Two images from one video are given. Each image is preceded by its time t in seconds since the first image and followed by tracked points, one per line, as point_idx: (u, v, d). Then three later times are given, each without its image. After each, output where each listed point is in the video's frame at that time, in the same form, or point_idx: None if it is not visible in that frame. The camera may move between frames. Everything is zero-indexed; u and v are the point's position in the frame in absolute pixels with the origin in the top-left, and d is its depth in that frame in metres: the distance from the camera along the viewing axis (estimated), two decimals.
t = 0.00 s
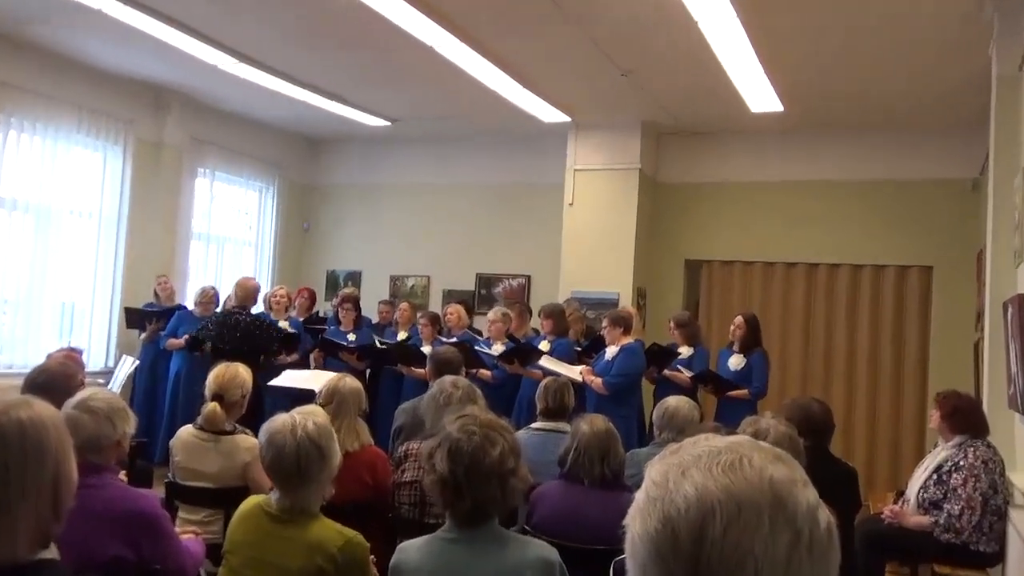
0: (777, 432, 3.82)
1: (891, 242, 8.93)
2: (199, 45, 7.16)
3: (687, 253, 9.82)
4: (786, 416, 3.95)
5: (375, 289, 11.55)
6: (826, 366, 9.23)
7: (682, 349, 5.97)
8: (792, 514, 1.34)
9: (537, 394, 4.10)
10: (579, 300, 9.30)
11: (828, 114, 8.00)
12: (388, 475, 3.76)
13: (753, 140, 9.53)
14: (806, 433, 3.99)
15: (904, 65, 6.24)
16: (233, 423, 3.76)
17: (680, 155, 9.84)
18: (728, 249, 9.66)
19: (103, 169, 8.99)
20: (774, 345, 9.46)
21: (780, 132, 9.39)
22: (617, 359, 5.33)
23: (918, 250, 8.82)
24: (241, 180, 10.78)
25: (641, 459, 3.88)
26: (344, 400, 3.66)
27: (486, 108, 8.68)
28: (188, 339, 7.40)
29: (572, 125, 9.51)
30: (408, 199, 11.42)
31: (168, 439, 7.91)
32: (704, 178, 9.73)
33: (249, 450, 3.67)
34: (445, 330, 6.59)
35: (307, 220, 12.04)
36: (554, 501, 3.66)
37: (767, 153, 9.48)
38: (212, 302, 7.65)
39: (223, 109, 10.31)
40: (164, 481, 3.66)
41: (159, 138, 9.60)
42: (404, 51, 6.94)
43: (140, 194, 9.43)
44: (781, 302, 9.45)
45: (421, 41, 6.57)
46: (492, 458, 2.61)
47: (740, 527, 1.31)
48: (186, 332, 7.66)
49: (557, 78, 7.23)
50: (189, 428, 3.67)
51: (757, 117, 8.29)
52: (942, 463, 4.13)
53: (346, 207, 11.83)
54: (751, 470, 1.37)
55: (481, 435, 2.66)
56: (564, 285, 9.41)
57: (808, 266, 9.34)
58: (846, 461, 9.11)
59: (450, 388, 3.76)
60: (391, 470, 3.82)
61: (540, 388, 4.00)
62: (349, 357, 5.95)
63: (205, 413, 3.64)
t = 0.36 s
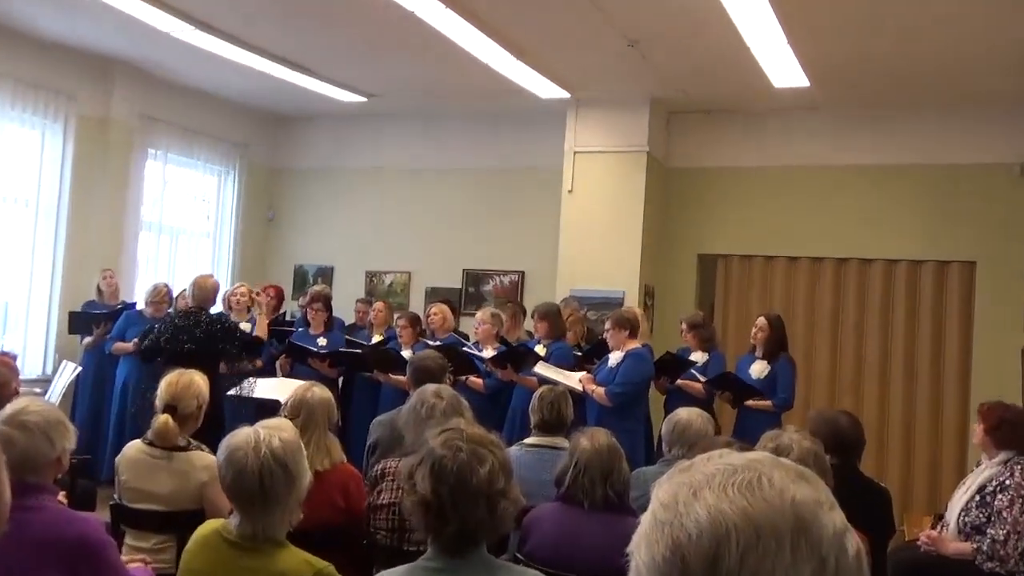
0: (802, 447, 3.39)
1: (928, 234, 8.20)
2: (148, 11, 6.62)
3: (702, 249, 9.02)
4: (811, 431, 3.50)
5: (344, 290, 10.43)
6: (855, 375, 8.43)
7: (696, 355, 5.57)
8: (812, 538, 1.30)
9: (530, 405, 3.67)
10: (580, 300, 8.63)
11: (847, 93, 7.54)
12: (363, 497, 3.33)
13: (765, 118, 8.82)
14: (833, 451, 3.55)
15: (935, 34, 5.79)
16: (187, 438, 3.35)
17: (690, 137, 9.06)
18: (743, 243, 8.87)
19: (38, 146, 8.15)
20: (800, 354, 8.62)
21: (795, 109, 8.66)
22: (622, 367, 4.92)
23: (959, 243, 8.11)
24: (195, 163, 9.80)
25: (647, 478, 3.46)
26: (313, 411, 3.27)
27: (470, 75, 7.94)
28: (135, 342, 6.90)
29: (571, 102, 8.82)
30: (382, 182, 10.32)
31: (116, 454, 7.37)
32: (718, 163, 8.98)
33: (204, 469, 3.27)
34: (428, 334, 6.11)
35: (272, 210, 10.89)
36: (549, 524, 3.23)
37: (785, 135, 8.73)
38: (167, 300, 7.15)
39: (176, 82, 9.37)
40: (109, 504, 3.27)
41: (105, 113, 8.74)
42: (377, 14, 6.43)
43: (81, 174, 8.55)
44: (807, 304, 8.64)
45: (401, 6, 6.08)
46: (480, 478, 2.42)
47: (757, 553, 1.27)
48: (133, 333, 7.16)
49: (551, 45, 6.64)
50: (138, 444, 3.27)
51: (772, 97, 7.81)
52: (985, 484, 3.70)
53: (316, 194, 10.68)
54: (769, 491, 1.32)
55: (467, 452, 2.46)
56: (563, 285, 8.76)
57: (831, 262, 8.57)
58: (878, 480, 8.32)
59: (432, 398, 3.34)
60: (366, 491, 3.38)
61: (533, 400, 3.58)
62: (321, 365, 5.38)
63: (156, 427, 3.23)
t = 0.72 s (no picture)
0: (826, 458, 3.08)
1: (961, 226, 7.66)
2: None
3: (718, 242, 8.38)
4: (835, 441, 3.19)
5: (323, 286, 9.48)
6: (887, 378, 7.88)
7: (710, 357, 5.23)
8: (841, 556, 1.17)
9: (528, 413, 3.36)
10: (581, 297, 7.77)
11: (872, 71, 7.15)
12: (345, 513, 3.02)
13: (783, 98, 8.18)
14: (861, 463, 3.24)
15: (944, 30, 5.98)
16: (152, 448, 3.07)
17: (702, 121, 8.40)
18: (759, 236, 8.28)
19: None
20: (825, 354, 8.06)
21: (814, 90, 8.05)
22: (629, 372, 4.64)
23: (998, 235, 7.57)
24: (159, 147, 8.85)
25: (657, 491, 3.14)
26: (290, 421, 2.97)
27: (461, 45, 7.24)
28: (94, 345, 6.47)
29: (572, 81, 7.90)
30: (365, 170, 9.40)
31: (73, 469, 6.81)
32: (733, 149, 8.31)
33: (170, 482, 2.98)
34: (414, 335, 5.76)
35: (243, 196, 9.89)
36: (548, 544, 2.91)
37: (805, 119, 8.10)
38: (128, 299, 6.68)
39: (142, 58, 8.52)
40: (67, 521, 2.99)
41: (60, 91, 7.91)
42: None
43: (35, 158, 7.74)
44: (831, 303, 8.06)
45: None
46: (474, 492, 2.25)
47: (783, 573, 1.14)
48: (92, 334, 6.66)
49: (550, 15, 6.20)
50: (98, 454, 2.98)
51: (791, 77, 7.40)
52: None
53: (290, 180, 9.70)
54: (795, 502, 1.19)
55: (461, 465, 2.28)
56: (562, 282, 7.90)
57: (859, 256, 8.00)
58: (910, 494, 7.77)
59: (420, 404, 3.04)
60: (349, 508, 3.07)
61: (531, 408, 3.29)
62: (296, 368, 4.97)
63: (117, 436, 2.95)
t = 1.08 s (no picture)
0: (855, 469, 2.81)
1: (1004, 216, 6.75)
2: None
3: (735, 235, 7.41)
4: (865, 453, 2.92)
5: (304, 282, 8.61)
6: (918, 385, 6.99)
7: (725, 360, 4.94)
8: None
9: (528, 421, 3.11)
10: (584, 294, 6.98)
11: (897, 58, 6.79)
12: (328, 532, 2.76)
13: (804, 74, 7.21)
14: (892, 476, 2.99)
15: (951, 28, 6.00)
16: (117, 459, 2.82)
17: (712, 99, 7.43)
18: (780, 228, 7.31)
19: None
20: (852, 354, 7.13)
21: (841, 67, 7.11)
22: (643, 375, 4.42)
23: None
24: (125, 130, 8.01)
25: (669, 508, 2.88)
26: (267, 429, 2.73)
27: (455, 16, 6.51)
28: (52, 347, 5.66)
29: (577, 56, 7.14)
30: (347, 156, 8.49)
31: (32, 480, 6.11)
32: (748, 129, 7.37)
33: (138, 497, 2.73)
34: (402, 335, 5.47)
35: (215, 185, 8.98)
36: (551, 566, 2.63)
37: (827, 95, 7.16)
38: (88, 293, 5.92)
39: (104, 33, 7.67)
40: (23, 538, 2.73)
41: (14, 70, 7.14)
42: None
43: None
44: (859, 301, 7.14)
45: None
46: (465, 509, 1.98)
47: None
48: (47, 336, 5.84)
49: None
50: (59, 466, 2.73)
51: (813, 64, 7.01)
52: None
53: (266, 166, 8.79)
54: (823, 518, 1.04)
55: (455, 478, 2.01)
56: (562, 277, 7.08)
57: (889, 248, 7.07)
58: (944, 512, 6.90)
59: (409, 412, 2.77)
60: (333, 525, 2.81)
61: (532, 416, 3.03)
62: (273, 371, 4.66)
63: (80, 447, 2.69)
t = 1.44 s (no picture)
0: (892, 481, 2.54)
1: None
2: None
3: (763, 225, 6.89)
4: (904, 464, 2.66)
5: (287, 273, 8.19)
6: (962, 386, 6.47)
7: (750, 363, 4.70)
8: None
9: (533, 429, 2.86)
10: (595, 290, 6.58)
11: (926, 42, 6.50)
12: (315, 550, 2.48)
13: (824, 52, 6.72)
14: (934, 488, 2.74)
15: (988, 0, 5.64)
16: (85, 470, 2.58)
17: (737, 76, 6.91)
18: (798, 219, 6.81)
19: None
20: (887, 354, 6.64)
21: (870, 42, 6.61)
22: (663, 377, 4.18)
23: None
24: (89, 112, 7.64)
25: (687, 524, 2.62)
26: (246, 439, 2.50)
27: None
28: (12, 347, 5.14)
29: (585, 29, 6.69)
30: (332, 139, 8.08)
31: None
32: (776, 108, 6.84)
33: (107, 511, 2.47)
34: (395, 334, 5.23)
35: (190, 171, 8.56)
36: None
37: (848, 78, 6.66)
38: (47, 287, 5.37)
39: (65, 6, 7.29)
40: None
41: None
42: None
43: None
44: (895, 298, 6.63)
45: None
46: (465, 528, 1.71)
47: None
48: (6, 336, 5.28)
49: None
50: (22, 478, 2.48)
51: (837, 48, 6.69)
52: None
53: (244, 150, 8.37)
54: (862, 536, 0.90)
55: (462, 492, 1.74)
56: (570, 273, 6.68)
57: (929, 238, 6.56)
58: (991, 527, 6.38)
59: (404, 420, 2.53)
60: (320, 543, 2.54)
61: (538, 423, 2.79)
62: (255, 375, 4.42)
63: (43, 457, 2.45)
